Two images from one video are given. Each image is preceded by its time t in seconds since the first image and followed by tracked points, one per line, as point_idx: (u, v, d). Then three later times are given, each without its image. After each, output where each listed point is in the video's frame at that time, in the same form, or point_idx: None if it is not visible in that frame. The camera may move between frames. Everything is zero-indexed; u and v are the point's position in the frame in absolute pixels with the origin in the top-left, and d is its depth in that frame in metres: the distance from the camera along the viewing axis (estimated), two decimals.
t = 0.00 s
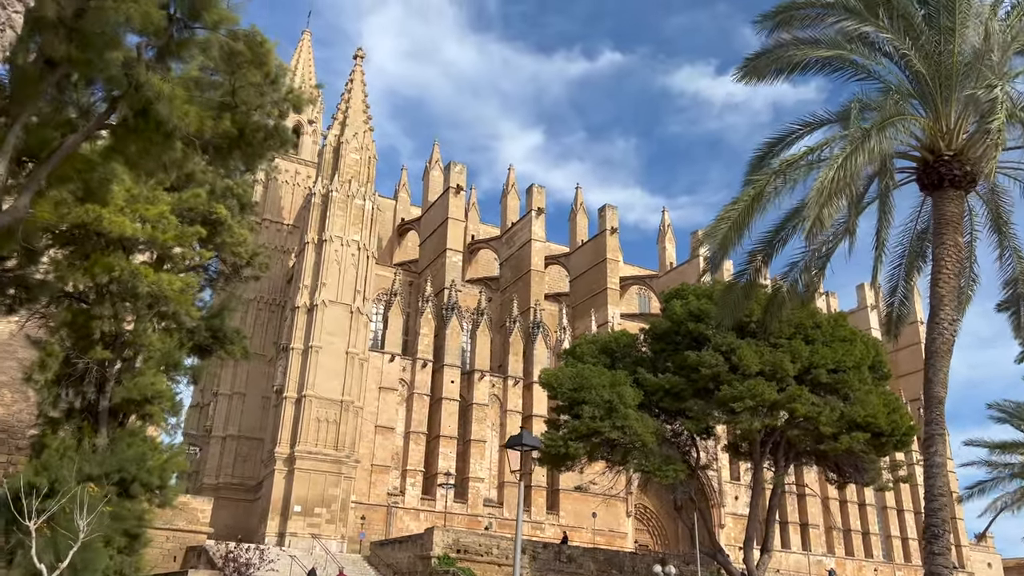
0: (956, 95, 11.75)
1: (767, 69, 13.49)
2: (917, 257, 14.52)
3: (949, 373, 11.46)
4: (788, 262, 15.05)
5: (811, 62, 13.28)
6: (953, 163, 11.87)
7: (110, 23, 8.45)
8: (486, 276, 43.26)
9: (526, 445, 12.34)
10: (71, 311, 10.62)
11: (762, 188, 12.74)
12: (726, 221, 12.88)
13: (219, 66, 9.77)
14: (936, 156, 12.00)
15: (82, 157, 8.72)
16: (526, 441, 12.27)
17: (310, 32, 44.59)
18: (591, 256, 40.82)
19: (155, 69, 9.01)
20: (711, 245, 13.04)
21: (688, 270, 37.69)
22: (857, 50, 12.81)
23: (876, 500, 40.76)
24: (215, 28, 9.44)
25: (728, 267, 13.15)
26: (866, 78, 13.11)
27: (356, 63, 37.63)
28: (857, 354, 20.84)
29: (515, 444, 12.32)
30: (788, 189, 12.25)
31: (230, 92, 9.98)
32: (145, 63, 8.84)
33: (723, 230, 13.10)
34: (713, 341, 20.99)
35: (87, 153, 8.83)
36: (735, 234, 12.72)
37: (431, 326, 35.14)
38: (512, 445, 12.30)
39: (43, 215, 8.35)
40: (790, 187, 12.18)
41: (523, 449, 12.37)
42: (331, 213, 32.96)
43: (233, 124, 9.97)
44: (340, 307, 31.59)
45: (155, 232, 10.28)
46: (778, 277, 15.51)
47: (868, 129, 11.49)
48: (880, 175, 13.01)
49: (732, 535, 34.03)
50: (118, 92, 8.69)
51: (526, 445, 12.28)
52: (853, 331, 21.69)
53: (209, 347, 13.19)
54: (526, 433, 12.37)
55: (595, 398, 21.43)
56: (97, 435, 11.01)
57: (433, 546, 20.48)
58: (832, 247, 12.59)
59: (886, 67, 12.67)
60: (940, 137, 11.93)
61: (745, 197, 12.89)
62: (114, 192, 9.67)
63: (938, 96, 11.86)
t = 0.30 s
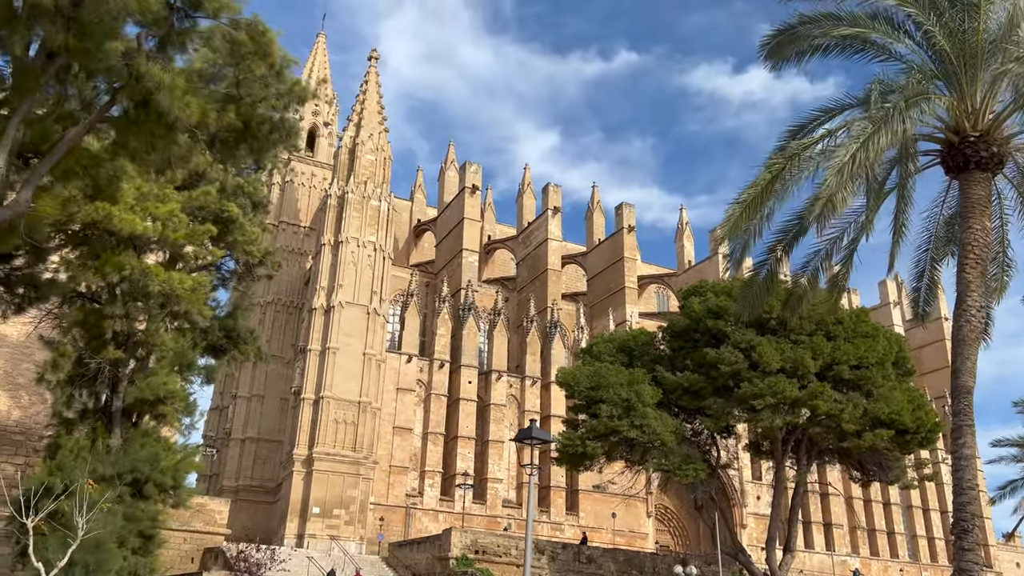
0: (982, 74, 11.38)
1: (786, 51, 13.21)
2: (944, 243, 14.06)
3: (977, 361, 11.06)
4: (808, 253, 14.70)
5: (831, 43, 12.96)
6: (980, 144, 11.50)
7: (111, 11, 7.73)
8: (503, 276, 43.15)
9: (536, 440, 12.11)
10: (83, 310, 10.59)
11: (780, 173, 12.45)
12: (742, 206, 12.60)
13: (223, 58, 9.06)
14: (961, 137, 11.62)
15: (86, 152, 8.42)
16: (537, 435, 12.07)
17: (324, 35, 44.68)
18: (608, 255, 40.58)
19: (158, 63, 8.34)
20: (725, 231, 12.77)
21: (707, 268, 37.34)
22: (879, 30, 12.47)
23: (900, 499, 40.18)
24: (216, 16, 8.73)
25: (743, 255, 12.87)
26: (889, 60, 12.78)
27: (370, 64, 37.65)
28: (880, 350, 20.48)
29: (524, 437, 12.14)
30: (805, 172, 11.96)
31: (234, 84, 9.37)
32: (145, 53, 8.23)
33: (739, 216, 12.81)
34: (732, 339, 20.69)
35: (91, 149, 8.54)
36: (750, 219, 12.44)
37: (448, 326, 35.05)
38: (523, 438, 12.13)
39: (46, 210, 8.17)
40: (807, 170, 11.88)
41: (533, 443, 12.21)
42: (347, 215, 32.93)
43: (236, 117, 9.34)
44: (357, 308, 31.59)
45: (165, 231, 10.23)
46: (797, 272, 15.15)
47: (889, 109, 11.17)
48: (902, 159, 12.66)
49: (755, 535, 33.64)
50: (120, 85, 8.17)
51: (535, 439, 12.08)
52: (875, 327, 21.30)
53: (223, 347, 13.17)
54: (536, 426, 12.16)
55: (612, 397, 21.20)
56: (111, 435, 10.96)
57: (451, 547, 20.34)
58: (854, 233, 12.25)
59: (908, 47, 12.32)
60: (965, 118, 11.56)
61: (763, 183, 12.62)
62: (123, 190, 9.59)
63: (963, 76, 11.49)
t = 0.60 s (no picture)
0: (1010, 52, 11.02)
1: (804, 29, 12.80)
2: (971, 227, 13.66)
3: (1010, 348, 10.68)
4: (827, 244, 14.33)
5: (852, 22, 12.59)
6: (1008, 123, 11.18)
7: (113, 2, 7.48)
8: (521, 276, 43.02)
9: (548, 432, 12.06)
10: (97, 310, 10.54)
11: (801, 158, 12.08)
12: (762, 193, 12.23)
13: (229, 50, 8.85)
14: (988, 117, 11.30)
15: (92, 148, 8.29)
16: (549, 427, 11.99)
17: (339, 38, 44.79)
18: (626, 253, 40.30)
19: (161, 53, 8.20)
20: (745, 219, 12.40)
21: (727, 264, 36.97)
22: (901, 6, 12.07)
23: (926, 498, 39.58)
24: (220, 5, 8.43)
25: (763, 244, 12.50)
26: (911, 39, 12.43)
27: (385, 65, 37.67)
28: (904, 345, 20.10)
29: (536, 429, 12.11)
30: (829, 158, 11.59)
31: (242, 75, 9.06)
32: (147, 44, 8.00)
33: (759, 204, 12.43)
34: (753, 335, 20.38)
35: (96, 143, 8.40)
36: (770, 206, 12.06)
37: (465, 326, 34.95)
38: (534, 430, 12.09)
39: (52, 206, 8.03)
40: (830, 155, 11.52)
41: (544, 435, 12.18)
42: (364, 216, 32.91)
43: (244, 109, 8.91)
44: (374, 309, 31.56)
45: (177, 228, 10.17)
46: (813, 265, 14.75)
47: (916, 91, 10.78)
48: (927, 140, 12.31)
49: (778, 535, 33.25)
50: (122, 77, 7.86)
51: (547, 431, 12.03)
52: (899, 322, 20.94)
53: (237, 346, 13.15)
54: (547, 417, 12.12)
55: (631, 395, 20.96)
56: (127, 435, 10.92)
57: (470, 547, 20.22)
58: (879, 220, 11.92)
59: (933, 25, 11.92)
60: (993, 98, 11.22)
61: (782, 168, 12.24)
62: (135, 188, 9.53)
63: (992, 54, 11.12)
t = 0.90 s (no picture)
0: None
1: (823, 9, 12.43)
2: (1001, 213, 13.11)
3: None
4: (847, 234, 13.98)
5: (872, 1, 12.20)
6: None
7: None
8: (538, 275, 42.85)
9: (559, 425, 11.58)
10: (108, 310, 10.50)
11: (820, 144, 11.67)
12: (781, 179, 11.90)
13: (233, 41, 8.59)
14: (1017, 96, 10.91)
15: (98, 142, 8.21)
16: (561, 421, 11.53)
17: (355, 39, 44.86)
18: (644, 251, 39.99)
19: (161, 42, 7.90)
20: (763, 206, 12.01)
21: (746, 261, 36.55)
22: None
23: (953, 496, 38.90)
24: None
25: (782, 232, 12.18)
26: (934, 16, 12.06)
27: (401, 66, 37.65)
28: (928, 340, 19.70)
29: (547, 422, 11.64)
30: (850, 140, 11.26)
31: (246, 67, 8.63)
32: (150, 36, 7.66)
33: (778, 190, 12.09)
34: (773, 331, 20.07)
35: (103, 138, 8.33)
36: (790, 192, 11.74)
37: (482, 326, 34.81)
38: (545, 423, 11.62)
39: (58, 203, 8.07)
40: (852, 137, 11.19)
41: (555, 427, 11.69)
42: (380, 217, 32.87)
43: (249, 101, 8.69)
44: (391, 310, 31.50)
45: (188, 226, 10.07)
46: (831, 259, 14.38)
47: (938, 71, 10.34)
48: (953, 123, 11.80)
49: (801, 534, 32.82)
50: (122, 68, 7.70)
51: (558, 424, 11.57)
52: (923, 316, 20.54)
53: (252, 345, 13.08)
54: (559, 409, 11.64)
55: (650, 393, 20.70)
56: (140, 435, 10.87)
57: (489, 547, 20.06)
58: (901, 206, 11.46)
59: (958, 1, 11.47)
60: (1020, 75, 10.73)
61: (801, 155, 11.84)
62: (145, 185, 9.47)
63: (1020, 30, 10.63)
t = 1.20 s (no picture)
0: None
1: None
2: None
3: None
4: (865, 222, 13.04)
5: None
6: None
7: None
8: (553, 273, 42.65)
9: (563, 413, 11.28)
10: (117, 304, 10.52)
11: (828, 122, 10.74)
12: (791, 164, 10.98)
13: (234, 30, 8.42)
14: None
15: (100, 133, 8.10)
16: (567, 409, 11.23)
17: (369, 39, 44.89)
18: (661, 248, 39.68)
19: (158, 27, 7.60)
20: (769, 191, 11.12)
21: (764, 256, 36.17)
22: None
23: (977, 493, 38.30)
24: None
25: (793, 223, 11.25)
26: None
27: (414, 64, 37.61)
28: (950, 333, 19.34)
29: (551, 410, 11.32)
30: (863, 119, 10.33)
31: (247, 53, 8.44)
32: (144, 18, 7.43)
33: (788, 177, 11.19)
34: (792, 326, 19.79)
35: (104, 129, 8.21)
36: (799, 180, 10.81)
37: (497, 324, 34.67)
38: (549, 411, 11.31)
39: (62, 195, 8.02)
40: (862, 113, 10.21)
41: (559, 415, 11.37)
42: (394, 215, 32.82)
43: (250, 90, 8.48)
44: (406, 308, 31.44)
45: (195, 222, 10.05)
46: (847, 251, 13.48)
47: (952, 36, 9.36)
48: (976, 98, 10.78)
49: (821, 532, 32.47)
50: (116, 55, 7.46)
51: (563, 412, 11.27)
52: (944, 309, 20.16)
53: (263, 342, 13.00)
54: (564, 397, 11.30)
55: (666, 390, 20.48)
56: (151, 432, 10.82)
57: (505, 546, 19.93)
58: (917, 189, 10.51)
59: None
60: None
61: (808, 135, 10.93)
62: (152, 179, 9.43)
63: None
